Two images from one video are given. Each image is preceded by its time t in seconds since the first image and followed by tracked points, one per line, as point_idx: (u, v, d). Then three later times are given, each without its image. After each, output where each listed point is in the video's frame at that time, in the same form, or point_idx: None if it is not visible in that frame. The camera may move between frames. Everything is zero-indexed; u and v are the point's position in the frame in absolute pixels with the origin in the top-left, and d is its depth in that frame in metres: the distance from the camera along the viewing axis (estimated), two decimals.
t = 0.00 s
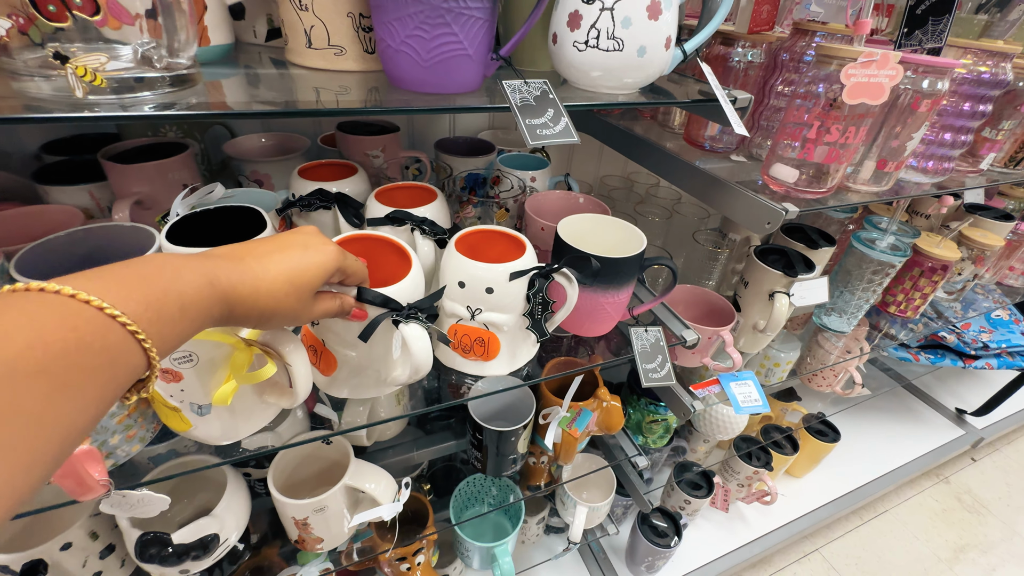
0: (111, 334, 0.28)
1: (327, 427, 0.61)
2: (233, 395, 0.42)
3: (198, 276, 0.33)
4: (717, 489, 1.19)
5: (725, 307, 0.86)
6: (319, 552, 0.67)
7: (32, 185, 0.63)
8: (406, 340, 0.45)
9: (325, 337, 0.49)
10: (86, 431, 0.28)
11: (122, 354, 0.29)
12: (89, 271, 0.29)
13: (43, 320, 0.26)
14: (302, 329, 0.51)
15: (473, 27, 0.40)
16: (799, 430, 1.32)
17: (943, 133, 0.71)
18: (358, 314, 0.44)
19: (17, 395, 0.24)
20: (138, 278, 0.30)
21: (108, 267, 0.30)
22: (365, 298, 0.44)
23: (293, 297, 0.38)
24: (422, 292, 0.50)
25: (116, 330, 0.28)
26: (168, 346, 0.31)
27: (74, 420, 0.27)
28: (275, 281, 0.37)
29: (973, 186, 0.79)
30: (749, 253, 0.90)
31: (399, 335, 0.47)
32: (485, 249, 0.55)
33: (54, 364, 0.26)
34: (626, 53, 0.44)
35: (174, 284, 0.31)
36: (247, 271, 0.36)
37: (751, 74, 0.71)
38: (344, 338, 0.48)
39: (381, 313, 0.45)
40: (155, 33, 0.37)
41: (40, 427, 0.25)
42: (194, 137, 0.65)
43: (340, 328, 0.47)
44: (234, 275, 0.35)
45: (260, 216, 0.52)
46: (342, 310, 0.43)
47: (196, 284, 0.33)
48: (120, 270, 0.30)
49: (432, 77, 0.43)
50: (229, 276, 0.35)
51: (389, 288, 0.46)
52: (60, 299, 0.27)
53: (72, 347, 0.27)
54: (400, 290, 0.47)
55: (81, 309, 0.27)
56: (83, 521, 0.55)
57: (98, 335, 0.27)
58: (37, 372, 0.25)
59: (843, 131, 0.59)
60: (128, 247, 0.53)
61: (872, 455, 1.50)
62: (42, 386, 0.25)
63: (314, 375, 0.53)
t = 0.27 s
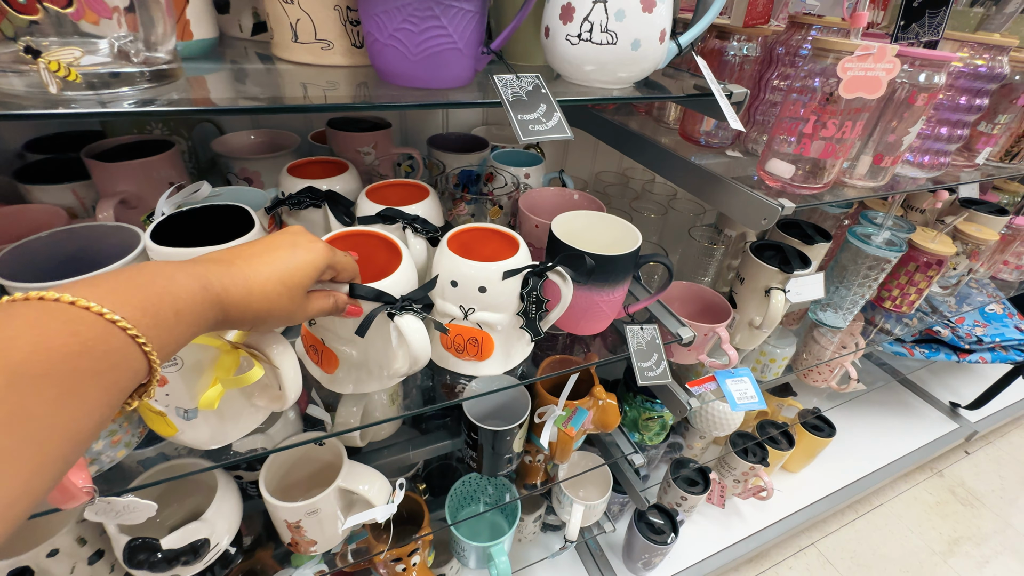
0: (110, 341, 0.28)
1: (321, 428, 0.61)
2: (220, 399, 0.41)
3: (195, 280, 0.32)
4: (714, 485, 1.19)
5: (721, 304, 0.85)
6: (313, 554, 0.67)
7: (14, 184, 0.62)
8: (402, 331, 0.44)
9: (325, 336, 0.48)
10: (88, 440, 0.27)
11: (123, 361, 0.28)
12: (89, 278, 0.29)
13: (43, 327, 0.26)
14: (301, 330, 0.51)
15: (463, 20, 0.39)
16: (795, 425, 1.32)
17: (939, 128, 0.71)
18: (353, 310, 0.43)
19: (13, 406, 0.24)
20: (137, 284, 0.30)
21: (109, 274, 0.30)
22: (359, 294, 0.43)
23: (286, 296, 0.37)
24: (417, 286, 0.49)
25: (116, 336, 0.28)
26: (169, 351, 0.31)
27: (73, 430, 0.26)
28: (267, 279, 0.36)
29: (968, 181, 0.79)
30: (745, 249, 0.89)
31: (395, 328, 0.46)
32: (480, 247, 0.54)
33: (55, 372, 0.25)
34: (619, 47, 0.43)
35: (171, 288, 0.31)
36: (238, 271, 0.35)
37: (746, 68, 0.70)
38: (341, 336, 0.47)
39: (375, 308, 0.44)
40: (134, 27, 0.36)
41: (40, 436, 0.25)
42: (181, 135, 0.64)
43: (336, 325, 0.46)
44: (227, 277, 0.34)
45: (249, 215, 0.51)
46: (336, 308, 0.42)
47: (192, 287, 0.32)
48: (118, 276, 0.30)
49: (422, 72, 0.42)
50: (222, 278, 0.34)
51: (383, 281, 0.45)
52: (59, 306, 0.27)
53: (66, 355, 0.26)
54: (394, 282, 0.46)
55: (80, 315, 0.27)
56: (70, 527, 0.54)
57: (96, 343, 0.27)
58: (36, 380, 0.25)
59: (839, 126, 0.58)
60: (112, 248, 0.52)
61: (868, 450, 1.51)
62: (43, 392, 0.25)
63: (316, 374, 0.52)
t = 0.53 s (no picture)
0: (103, 327, 0.26)
1: (313, 433, 0.60)
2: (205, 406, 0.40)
3: (184, 267, 0.31)
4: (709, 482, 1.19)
5: (715, 302, 0.85)
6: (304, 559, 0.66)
7: None
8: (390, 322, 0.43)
9: (313, 336, 0.47)
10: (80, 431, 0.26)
11: (115, 349, 0.27)
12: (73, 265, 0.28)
13: (31, 315, 0.24)
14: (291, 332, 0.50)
15: (449, 17, 0.38)
16: (789, 421, 1.32)
17: (931, 124, 0.71)
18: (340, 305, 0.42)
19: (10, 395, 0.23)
20: (124, 271, 0.29)
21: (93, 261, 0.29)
22: (343, 288, 0.42)
23: (275, 287, 0.36)
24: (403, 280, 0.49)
25: (107, 324, 0.27)
26: (161, 340, 0.30)
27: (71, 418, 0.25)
28: (255, 270, 0.35)
29: (961, 177, 0.79)
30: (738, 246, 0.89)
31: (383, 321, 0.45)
32: (471, 248, 0.53)
33: (46, 360, 0.24)
34: (609, 44, 0.42)
35: (161, 276, 0.30)
36: (226, 262, 0.34)
37: (739, 64, 0.69)
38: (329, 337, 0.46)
39: (362, 302, 0.43)
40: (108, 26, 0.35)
41: (35, 426, 0.24)
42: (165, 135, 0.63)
43: (323, 324, 0.45)
44: (215, 266, 0.33)
45: (234, 217, 0.50)
46: (323, 302, 0.41)
47: (181, 275, 0.31)
48: (103, 264, 0.29)
49: (408, 70, 0.41)
50: (211, 267, 0.33)
51: (367, 275, 0.45)
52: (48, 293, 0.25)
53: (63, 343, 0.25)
54: (379, 276, 0.45)
55: (70, 303, 0.26)
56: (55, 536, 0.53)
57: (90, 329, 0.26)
58: (29, 369, 0.24)
59: (832, 124, 0.58)
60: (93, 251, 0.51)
61: (861, 444, 1.52)
62: (32, 381, 0.24)
63: (307, 378, 0.52)
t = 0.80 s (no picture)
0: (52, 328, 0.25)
1: (300, 438, 0.59)
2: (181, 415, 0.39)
3: (143, 265, 0.30)
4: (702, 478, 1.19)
5: (706, 299, 0.85)
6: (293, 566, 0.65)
7: None
8: (365, 317, 0.42)
9: (291, 341, 0.46)
10: (30, 434, 0.26)
11: (66, 350, 0.26)
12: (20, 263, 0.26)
13: None
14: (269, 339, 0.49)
15: (429, 11, 0.37)
16: (782, 415, 1.32)
17: (921, 118, 0.70)
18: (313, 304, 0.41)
19: None
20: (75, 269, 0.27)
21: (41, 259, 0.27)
22: (315, 285, 0.41)
23: (244, 285, 0.34)
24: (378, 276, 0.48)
25: (55, 325, 0.25)
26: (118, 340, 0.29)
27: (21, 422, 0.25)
28: (221, 272, 0.33)
29: (950, 170, 0.79)
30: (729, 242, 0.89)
31: (360, 318, 0.45)
32: (456, 248, 0.52)
33: None
34: (595, 38, 0.41)
35: (116, 275, 0.29)
36: (191, 261, 0.32)
37: (728, 59, 0.69)
38: (307, 340, 0.45)
39: (334, 300, 0.42)
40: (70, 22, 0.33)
41: None
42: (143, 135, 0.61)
43: (300, 327, 0.44)
44: (178, 265, 0.32)
45: (212, 218, 0.49)
46: (294, 303, 0.40)
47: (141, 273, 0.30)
48: (55, 262, 0.27)
49: (388, 66, 0.39)
50: (173, 266, 0.31)
51: (339, 273, 0.44)
52: None
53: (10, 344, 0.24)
54: (351, 272, 0.45)
55: (16, 305, 0.24)
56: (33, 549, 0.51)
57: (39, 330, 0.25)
58: None
59: (821, 118, 0.57)
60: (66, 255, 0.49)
61: (852, 437, 1.52)
62: None
63: (288, 387, 0.50)
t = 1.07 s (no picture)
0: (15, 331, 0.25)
1: (285, 444, 0.57)
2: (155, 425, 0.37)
3: (127, 258, 0.28)
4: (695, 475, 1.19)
5: (697, 295, 0.84)
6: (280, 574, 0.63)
7: None
8: (347, 321, 0.41)
9: (271, 346, 0.45)
10: None
11: (19, 361, 0.25)
12: None
13: None
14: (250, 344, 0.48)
15: (407, 4, 0.35)
16: (773, 410, 1.33)
17: (909, 112, 0.70)
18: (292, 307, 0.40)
19: None
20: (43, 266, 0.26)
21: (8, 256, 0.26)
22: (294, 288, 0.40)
23: (234, 287, 0.33)
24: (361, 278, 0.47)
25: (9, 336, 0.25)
26: (84, 349, 0.28)
27: None
28: (217, 266, 0.32)
29: (938, 164, 0.79)
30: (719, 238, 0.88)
31: (341, 322, 0.43)
32: (441, 248, 0.51)
33: None
34: (580, 31, 0.40)
35: (95, 274, 0.27)
36: (182, 259, 0.31)
37: (716, 53, 0.67)
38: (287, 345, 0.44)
39: (314, 304, 0.41)
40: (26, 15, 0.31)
41: None
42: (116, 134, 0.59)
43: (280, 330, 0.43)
44: (167, 257, 0.30)
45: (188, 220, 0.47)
46: (278, 307, 0.38)
47: (127, 267, 0.29)
48: (23, 257, 0.26)
49: (366, 62, 0.38)
50: (160, 256, 0.30)
51: (321, 276, 0.43)
52: None
53: None
54: (333, 275, 0.43)
55: None
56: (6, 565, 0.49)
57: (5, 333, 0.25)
58: None
59: (810, 113, 0.56)
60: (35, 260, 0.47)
61: (843, 430, 1.53)
62: None
63: (270, 393, 0.49)
